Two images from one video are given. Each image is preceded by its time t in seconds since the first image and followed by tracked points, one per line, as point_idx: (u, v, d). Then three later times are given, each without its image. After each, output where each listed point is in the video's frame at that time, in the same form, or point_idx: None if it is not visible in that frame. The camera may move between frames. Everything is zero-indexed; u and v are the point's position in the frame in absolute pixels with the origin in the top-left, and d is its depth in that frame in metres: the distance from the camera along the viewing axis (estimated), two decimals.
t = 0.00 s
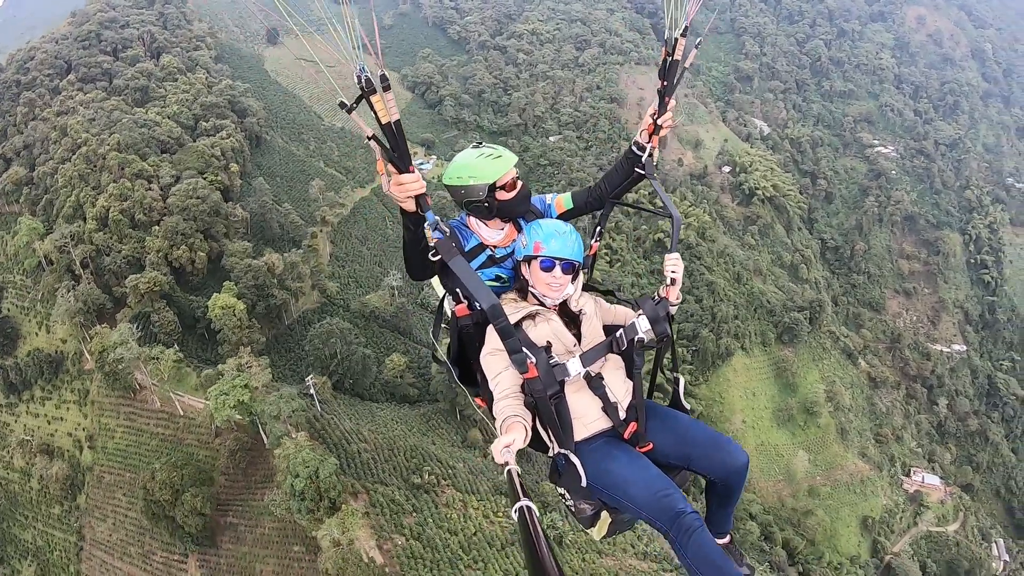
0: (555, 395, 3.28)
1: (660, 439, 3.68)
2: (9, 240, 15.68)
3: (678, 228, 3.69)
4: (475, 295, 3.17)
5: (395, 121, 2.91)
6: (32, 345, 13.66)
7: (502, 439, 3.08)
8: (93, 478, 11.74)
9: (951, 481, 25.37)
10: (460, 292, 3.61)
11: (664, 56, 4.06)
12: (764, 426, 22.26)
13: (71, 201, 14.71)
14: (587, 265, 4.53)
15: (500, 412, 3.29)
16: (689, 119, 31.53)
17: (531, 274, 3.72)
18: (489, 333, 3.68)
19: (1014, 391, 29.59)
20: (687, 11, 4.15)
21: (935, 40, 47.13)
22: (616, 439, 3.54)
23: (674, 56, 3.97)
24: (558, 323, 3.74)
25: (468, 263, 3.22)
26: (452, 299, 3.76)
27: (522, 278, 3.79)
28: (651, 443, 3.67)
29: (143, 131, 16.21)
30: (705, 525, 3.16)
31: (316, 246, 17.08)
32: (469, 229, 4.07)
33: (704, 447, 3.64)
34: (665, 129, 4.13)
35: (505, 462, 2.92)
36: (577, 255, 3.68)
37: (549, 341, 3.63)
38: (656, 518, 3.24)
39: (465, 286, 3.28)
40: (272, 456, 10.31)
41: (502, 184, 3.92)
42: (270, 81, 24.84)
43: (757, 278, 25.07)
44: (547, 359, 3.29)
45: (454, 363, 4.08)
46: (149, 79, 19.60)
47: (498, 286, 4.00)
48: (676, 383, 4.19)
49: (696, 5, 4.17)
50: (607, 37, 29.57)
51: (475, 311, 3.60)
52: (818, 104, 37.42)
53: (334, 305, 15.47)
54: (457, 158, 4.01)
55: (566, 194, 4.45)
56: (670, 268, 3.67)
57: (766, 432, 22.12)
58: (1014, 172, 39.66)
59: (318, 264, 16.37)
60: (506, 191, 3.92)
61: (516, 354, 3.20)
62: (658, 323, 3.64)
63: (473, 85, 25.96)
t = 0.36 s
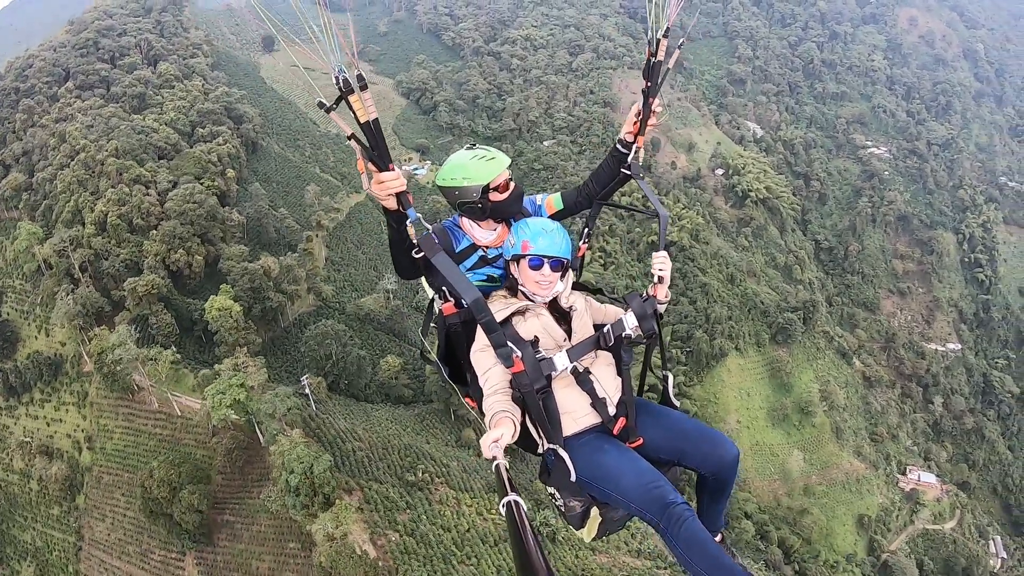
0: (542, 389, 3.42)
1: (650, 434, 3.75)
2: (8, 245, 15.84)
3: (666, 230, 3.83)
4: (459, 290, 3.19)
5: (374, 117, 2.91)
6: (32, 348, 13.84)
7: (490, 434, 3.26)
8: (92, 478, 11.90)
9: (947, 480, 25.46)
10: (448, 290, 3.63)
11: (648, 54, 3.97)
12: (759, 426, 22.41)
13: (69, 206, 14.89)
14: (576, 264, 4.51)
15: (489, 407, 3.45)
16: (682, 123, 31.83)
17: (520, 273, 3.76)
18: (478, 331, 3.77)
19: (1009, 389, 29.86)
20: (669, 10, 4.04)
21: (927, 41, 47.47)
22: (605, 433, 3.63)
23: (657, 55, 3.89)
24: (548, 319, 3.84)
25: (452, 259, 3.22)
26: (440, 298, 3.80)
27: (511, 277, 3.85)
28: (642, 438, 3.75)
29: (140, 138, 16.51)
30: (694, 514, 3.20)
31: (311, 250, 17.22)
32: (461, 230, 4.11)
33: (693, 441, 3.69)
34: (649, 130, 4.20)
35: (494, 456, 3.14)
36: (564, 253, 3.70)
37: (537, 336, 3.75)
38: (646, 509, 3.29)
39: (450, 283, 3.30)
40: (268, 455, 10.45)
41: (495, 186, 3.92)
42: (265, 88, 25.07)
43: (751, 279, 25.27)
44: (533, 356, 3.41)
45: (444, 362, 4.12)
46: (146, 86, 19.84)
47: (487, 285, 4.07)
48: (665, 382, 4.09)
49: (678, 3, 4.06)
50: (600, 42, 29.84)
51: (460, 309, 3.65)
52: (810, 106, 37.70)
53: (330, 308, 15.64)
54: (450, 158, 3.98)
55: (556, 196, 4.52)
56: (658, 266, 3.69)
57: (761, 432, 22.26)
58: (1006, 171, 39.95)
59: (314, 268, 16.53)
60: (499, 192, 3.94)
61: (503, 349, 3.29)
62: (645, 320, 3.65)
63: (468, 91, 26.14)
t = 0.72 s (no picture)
0: (534, 404, 3.38)
1: (644, 445, 3.78)
2: (14, 246, 16.09)
3: (656, 241, 3.85)
4: (446, 308, 3.18)
5: (355, 140, 2.96)
6: (38, 347, 14.07)
7: (485, 451, 3.18)
8: (97, 473, 12.14)
9: (948, 477, 25.53)
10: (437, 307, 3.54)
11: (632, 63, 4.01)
12: (759, 423, 22.49)
13: (74, 207, 15.12)
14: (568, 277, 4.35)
15: (483, 423, 3.41)
16: (681, 122, 31.97)
17: (508, 288, 3.70)
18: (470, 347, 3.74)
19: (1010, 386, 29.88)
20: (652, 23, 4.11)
21: (927, 40, 47.57)
22: (599, 445, 3.64)
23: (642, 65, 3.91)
24: (539, 331, 3.77)
25: (437, 276, 3.24)
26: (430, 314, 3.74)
27: (500, 292, 3.78)
28: (637, 450, 3.77)
29: (144, 140, 16.74)
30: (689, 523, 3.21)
31: (313, 249, 17.36)
32: (456, 244, 4.04)
33: (688, 449, 3.72)
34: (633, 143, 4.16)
35: (488, 471, 3.09)
36: (552, 265, 3.66)
37: (528, 350, 3.66)
38: (641, 520, 3.29)
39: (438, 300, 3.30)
40: (269, 447, 10.77)
41: (489, 201, 3.94)
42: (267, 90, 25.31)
43: (751, 277, 25.37)
44: (524, 370, 3.40)
45: (437, 376, 4.14)
46: (149, 89, 20.11)
47: (479, 301, 3.98)
48: (660, 394, 4.27)
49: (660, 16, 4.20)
50: (600, 43, 30.00)
51: (452, 324, 3.52)
52: (810, 105, 37.78)
53: (331, 307, 15.80)
54: (446, 172, 4.02)
55: (551, 209, 4.48)
56: (649, 276, 3.77)
57: (761, 429, 22.33)
58: (1006, 168, 40.02)
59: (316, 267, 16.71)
60: (493, 206, 3.95)
61: (492, 366, 3.29)
62: (637, 331, 3.65)
63: (468, 92, 26.29)
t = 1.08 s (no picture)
0: (532, 408, 3.49)
1: (643, 447, 3.89)
2: (25, 241, 16.38)
3: (652, 244, 4.06)
4: (444, 315, 3.31)
5: (345, 149, 3.09)
6: (48, 339, 14.33)
7: (485, 456, 3.33)
8: (105, 462, 12.40)
9: (951, 475, 25.53)
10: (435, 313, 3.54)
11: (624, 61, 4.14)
12: (761, 419, 22.58)
13: (84, 202, 15.38)
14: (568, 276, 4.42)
15: (482, 428, 3.53)
16: (686, 120, 32.01)
17: (505, 291, 3.84)
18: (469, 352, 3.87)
19: (1015, 385, 29.81)
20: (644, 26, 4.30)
21: (933, 38, 47.44)
22: (600, 449, 3.73)
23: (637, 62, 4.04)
24: (536, 334, 3.89)
25: (432, 283, 3.37)
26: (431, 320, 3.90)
27: (498, 296, 3.91)
28: (637, 453, 3.87)
29: (153, 137, 17.01)
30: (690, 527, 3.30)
31: (318, 244, 17.43)
32: (453, 247, 4.16)
33: (688, 452, 3.81)
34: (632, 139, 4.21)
35: (489, 478, 3.22)
36: (548, 267, 3.81)
37: (527, 354, 3.79)
38: (641, 524, 3.39)
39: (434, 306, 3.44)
40: (273, 436, 10.99)
41: (484, 202, 4.09)
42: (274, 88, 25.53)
43: (755, 274, 25.39)
44: (522, 375, 3.50)
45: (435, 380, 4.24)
46: (157, 87, 20.37)
47: (476, 303, 4.06)
48: (660, 396, 4.35)
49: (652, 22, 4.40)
50: (605, 41, 30.02)
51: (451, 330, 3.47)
52: (816, 103, 37.74)
53: (336, 300, 15.92)
54: (439, 176, 4.14)
55: (546, 212, 4.59)
56: (646, 277, 3.94)
57: (763, 426, 22.43)
58: (1012, 167, 40.02)
59: (321, 261, 16.92)
60: (488, 208, 4.12)
61: (491, 371, 3.42)
62: (635, 332, 3.85)
63: (473, 90, 26.41)
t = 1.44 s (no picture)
0: (542, 401, 3.33)
1: (652, 440, 3.68)
2: (32, 237, 16.61)
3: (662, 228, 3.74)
4: (451, 305, 3.14)
5: (356, 137, 3.08)
6: (54, 332, 14.55)
7: (490, 453, 3.12)
8: (110, 453, 12.61)
9: (952, 476, 25.55)
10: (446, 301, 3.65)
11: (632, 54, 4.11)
12: (761, 419, 22.67)
13: (91, 198, 15.59)
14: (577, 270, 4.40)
15: (489, 423, 3.31)
16: (688, 121, 32.12)
17: (509, 280, 3.63)
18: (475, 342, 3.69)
19: (1016, 386, 29.84)
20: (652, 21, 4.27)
21: (936, 39, 47.47)
22: (608, 441, 3.56)
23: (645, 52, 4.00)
24: (543, 327, 3.69)
25: (441, 272, 3.21)
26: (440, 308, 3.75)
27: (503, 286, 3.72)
28: (644, 445, 3.67)
29: (159, 134, 17.21)
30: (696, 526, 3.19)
31: (321, 241, 17.46)
32: (458, 236, 4.04)
33: (695, 445, 3.64)
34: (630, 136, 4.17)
35: (495, 476, 3.01)
36: (554, 255, 3.58)
37: (534, 347, 3.60)
38: (649, 521, 3.25)
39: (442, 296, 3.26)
40: (275, 427, 11.20)
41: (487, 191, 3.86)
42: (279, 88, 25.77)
43: (755, 274, 25.43)
44: (531, 367, 3.32)
45: (445, 366, 4.13)
46: (163, 86, 20.61)
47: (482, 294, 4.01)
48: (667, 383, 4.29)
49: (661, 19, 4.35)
50: (608, 41, 30.12)
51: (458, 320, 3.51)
52: (818, 105, 37.82)
53: (338, 297, 16.13)
54: (439, 166, 3.95)
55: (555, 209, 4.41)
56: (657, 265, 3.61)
57: (762, 425, 22.52)
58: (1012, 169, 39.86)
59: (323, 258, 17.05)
60: (493, 195, 3.89)
61: (499, 363, 3.23)
62: (647, 322, 3.59)
63: (477, 91, 26.56)
